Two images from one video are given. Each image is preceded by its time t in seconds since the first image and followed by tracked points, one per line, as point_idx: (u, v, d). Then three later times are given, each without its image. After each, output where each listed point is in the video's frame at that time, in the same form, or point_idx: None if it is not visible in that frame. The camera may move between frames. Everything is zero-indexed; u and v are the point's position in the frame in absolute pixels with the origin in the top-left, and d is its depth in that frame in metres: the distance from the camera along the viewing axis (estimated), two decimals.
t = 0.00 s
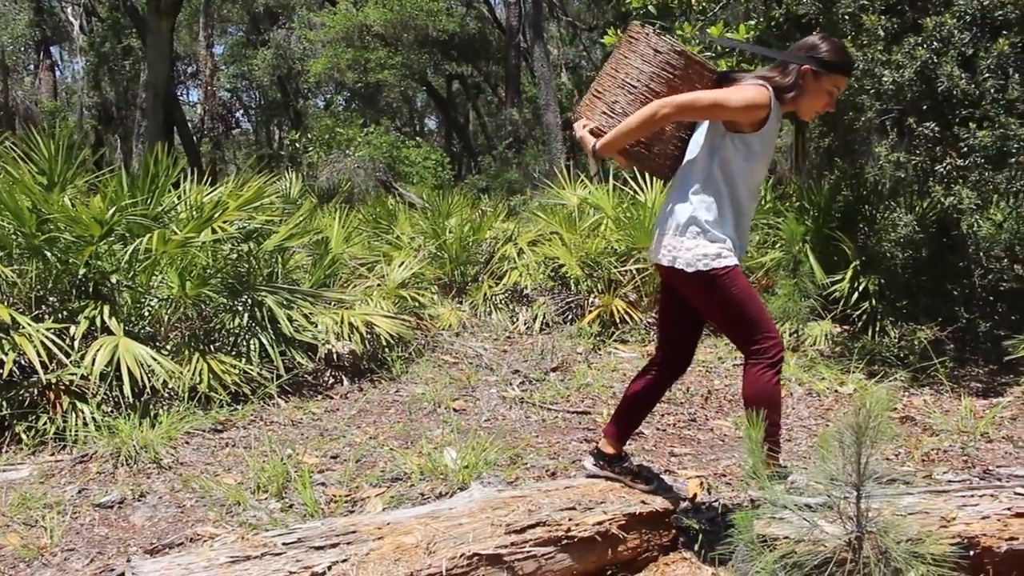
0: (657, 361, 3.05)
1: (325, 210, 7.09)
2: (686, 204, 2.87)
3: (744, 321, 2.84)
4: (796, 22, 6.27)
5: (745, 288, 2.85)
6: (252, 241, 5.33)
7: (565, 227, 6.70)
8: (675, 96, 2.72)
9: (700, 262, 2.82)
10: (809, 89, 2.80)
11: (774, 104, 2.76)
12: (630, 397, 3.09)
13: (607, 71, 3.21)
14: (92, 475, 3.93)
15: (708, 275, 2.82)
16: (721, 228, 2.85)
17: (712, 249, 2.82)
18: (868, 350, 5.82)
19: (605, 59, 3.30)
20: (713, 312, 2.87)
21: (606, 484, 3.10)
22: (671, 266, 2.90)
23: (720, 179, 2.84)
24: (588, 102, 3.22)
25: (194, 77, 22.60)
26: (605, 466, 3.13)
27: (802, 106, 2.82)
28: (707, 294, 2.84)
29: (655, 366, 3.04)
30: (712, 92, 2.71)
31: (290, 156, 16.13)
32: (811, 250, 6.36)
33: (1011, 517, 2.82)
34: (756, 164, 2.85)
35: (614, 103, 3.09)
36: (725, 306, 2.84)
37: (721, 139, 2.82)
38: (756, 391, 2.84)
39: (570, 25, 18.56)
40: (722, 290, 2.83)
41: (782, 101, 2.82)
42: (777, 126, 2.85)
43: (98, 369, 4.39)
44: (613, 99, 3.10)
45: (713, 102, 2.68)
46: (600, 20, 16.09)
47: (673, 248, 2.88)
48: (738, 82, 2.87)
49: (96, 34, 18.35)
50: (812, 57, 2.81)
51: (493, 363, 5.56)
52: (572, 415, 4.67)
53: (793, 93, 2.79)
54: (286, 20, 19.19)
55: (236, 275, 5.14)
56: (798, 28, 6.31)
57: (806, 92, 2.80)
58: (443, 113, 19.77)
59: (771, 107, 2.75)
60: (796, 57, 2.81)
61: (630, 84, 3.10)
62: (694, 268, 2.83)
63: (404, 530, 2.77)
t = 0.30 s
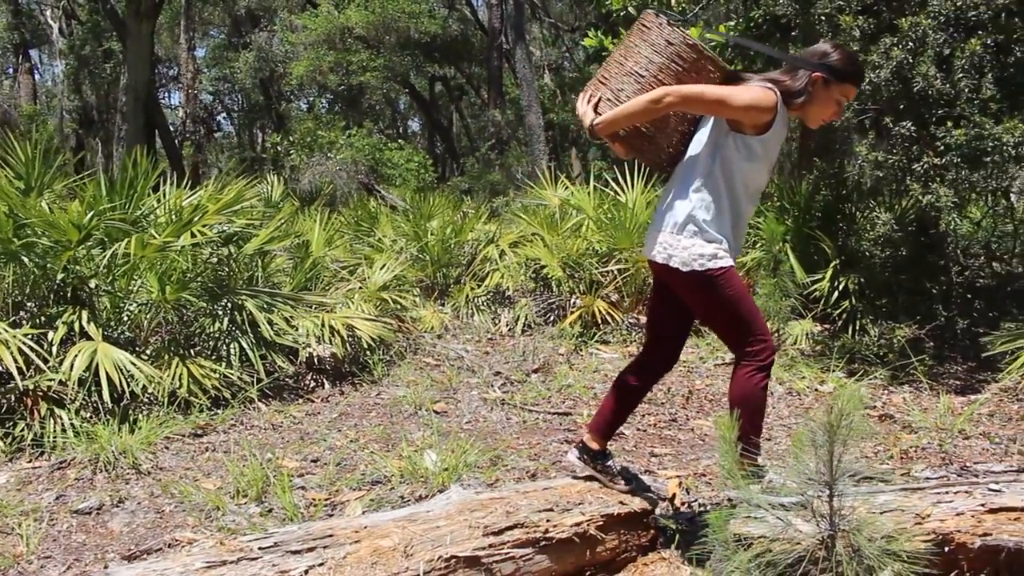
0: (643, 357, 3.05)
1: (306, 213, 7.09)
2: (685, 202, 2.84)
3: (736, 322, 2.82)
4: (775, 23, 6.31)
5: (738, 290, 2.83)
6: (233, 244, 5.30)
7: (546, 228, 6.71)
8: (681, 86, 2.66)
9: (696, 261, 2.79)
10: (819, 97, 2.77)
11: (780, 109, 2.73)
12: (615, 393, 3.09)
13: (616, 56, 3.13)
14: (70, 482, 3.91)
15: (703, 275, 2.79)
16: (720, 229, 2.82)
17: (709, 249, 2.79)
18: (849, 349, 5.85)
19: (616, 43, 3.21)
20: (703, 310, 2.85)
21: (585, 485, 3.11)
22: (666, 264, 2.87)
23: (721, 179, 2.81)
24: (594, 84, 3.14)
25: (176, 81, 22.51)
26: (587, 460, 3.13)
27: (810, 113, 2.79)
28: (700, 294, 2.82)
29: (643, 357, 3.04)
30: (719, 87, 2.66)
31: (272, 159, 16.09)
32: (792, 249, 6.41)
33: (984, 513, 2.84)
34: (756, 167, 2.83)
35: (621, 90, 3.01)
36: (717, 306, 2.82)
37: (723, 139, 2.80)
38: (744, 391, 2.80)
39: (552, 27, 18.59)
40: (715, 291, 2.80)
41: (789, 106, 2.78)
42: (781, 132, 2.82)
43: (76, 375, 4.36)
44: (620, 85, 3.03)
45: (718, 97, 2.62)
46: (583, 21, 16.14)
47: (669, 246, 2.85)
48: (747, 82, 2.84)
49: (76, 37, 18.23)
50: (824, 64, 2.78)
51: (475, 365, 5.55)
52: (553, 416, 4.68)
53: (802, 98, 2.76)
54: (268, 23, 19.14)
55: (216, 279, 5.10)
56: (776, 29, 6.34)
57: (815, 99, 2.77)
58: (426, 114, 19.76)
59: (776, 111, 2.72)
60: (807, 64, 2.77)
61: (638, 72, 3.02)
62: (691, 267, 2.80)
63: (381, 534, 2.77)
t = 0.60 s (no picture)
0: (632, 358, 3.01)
1: (286, 216, 7.08)
2: (685, 203, 2.78)
3: (730, 328, 2.77)
4: (753, 27, 6.34)
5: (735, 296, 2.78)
6: (212, 248, 5.27)
7: (526, 231, 6.72)
8: (684, 86, 2.63)
9: (694, 264, 2.74)
10: (823, 100, 2.70)
11: (784, 111, 2.67)
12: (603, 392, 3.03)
13: (617, 54, 3.04)
14: (45, 487, 3.88)
15: (701, 278, 2.74)
16: (720, 231, 2.77)
17: (708, 252, 2.74)
18: (827, 350, 5.88)
19: (618, 42, 3.13)
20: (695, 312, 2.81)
21: (561, 488, 3.11)
22: (664, 265, 2.81)
23: (722, 181, 2.76)
24: (595, 82, 3.04)
25: (157, 83, 22.41)
26: (573, 457, 3.08)
27: (814, 115, 2.73)
28: (695, 296, 2.77)
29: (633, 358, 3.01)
30: (722, 88, 2.62)
31: (254, 162, 16.03)
32: (772, 250, 6.36)
33: (956, 512, 2.86)
34: (759, 169, 2.77)
35: (622, 89, 2.92)
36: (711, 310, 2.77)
37: (726, 140, 2.75)
38: (734, 402, 2.78)
39: (535, 30, 18.64)
40: (712, 295, 2.75)
41: (793, 108, 2.72)
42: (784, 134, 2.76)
43: (53, 379, 4.34)
44: (622, 84, 2.93)
45: (722, 97, 2.58)
46: (565, 24, 16.18)
47: (667, 247, 2.79)
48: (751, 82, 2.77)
49: (55, 39, 18.10)
50: (830, 66, 2.71)
51: (455, 367, 5.55)
52: (533, 419, 4.68)
53: (807, 100, 2.70)
54: (250, 25, 19.10)
55: (195, 283, 5.11)
56: (755, 33, 6.38)
57: (820, 102, 2.71)
58: (409, 117, 19.75)
59: (780, 113, 2.66)
60: (813, 66, 2.71)
61: (642, 71, 2.93)
62: (689, 269, 2.74)
63: (356, 537, 2.77)
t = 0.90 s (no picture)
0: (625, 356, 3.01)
1: (270, 218, 7.07)
2: (685, 202, 2.77)
3: (723, 330, 2.78)
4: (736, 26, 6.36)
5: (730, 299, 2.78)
6: (195, 250, 5.25)
7: (510, 231, 6.73)
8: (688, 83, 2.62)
9: (693, 265, 2.73)
10: (827, 103, 2.71)
11: (788, 112, 2.66)
12: (597, 389, 3.03)
13: (622, 47, 3.05)
14: (26, 493, 3.87)
15: (699, 280, 2.74)
16: (720, 232, 2.76)
17: (706, 253, 2.74)
18: (811, 349, 5.91)
19: (624, 34, 3.12)
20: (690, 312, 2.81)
21: (540, 488, 3.10)
22: (662, 264, 2.80)
23: (723, 181, 2.75)
24: (599, 75, 3.06)
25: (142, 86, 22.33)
26: (564, 452, 3.08)
27: (817, 119, 2.74)
28: (690, 298, 2.78)
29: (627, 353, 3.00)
30: (728, 87, 2.61)
31: (239, 164, 15.99)
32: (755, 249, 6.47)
33: (934, 508, 2.86)
34: (760, 171, 2.76)
35: (626, 84, 2.94)
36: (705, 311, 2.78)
37: (727, 139, 2.74)
38: (723, 405, 2.80)
39: (521, 30, 18.66)
40: (708, 298, 2.75)
41: (798, 110, 2.72)
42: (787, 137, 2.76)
43: (33, 384, 4.32)
44: (625, 79, 2.95)
45: (726, 97, 2.58)
46: (550, 25, 16.20)
47: (667, 246, 2.78)
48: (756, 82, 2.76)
49: (38, 42, 18.00)
50: (836, 71, 2.72)
51: (439, 369, 5.55)
52: (516, 419, 4.68)
53: (812, 103, 2.70)
54: (234, 27, 19.05)
55: (177, 286, 5.10)
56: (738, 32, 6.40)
57: (825, 106, 2.72)
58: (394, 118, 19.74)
59: (784, 114, 2.66)
60: (819, 69, 2.71)
61: (646, 65, 2.93)
62: (686, 270, 2.74)
63: (335, 539, 2.77)
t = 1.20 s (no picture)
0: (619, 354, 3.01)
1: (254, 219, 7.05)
2: (679, 200, 2.76)
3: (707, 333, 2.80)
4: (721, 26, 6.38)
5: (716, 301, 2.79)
6: (178, 250, 5.20)
7: (494, 232, 6.73)
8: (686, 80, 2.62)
9: (683, 264, 2.74)
10: (826, 104, 2.70)
11: (786, 112, 2.65)
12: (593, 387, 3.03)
13: (619, 40, 3.03)
14: (4, 495, 3.84)
15: (689, 280, 2.74)
16: (712, 231, 2.76)
17: (697, 253, 2.73)
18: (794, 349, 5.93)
19: (623, 27, 3.11)
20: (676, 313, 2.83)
21: (520, 489, 3.05)
22: (652, 262, 2.81)
23: (718, 180, 2.75)
24: (595, 67, 3.05)
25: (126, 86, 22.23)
26: (563, 452, 3.07)
27: (816, 120, 2.72)
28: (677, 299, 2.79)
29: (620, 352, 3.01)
30: (727, 85, 2.61)
31: (225, 164, 15.93)
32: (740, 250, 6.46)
33: (912, 508, 2.87)
34: (756, 171, 2.75)
35: (623, 77, 2.92)
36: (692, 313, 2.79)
37: (724, 138, 2.73)
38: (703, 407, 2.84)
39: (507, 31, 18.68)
40: (695, 299, 2.76)
41: (797, 109, 2.70)
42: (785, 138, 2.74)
43: (12, 385, 4.29)
44: (623, 72, 2.93)
45: (725, 94, 2.58)
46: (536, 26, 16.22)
47: (658, 243, 2.78)
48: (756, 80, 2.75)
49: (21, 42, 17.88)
50: (836, 72, 2.72)
51: (423, 370, 5.55)
52: (499, 420, 4.68)
53: (812, 103, 2.68)
54: (219, 27, 18.99)
55: (159, 287, 5.04)
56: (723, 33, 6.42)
57: (823, 107, 2.70)
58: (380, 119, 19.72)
59: (782, 114, 2.65)
60: (819, 69, 2.71)
61: (645, 60, 2.92)
62: (675, 269, 2.74)
63: (314, 541, 2.76)
